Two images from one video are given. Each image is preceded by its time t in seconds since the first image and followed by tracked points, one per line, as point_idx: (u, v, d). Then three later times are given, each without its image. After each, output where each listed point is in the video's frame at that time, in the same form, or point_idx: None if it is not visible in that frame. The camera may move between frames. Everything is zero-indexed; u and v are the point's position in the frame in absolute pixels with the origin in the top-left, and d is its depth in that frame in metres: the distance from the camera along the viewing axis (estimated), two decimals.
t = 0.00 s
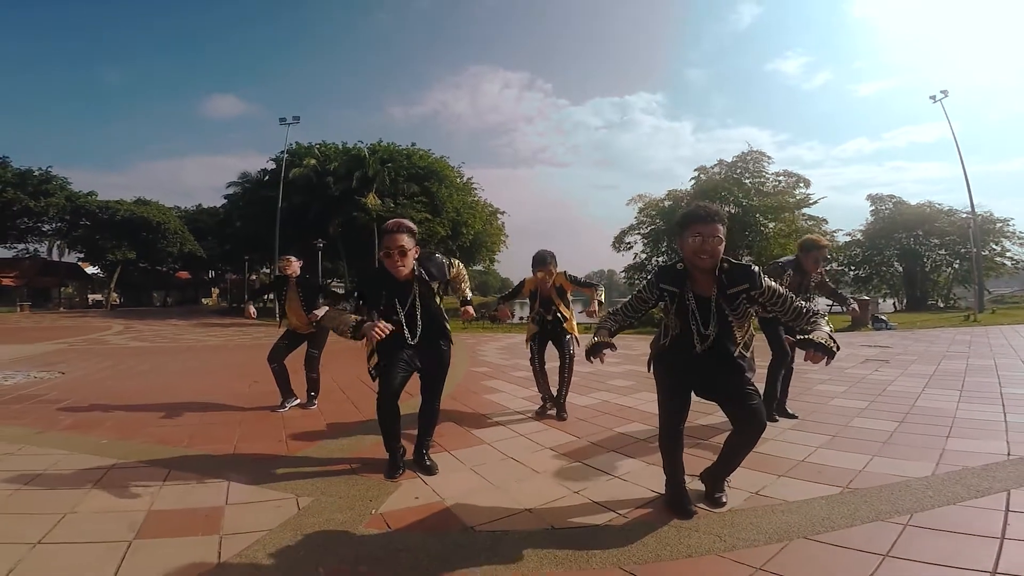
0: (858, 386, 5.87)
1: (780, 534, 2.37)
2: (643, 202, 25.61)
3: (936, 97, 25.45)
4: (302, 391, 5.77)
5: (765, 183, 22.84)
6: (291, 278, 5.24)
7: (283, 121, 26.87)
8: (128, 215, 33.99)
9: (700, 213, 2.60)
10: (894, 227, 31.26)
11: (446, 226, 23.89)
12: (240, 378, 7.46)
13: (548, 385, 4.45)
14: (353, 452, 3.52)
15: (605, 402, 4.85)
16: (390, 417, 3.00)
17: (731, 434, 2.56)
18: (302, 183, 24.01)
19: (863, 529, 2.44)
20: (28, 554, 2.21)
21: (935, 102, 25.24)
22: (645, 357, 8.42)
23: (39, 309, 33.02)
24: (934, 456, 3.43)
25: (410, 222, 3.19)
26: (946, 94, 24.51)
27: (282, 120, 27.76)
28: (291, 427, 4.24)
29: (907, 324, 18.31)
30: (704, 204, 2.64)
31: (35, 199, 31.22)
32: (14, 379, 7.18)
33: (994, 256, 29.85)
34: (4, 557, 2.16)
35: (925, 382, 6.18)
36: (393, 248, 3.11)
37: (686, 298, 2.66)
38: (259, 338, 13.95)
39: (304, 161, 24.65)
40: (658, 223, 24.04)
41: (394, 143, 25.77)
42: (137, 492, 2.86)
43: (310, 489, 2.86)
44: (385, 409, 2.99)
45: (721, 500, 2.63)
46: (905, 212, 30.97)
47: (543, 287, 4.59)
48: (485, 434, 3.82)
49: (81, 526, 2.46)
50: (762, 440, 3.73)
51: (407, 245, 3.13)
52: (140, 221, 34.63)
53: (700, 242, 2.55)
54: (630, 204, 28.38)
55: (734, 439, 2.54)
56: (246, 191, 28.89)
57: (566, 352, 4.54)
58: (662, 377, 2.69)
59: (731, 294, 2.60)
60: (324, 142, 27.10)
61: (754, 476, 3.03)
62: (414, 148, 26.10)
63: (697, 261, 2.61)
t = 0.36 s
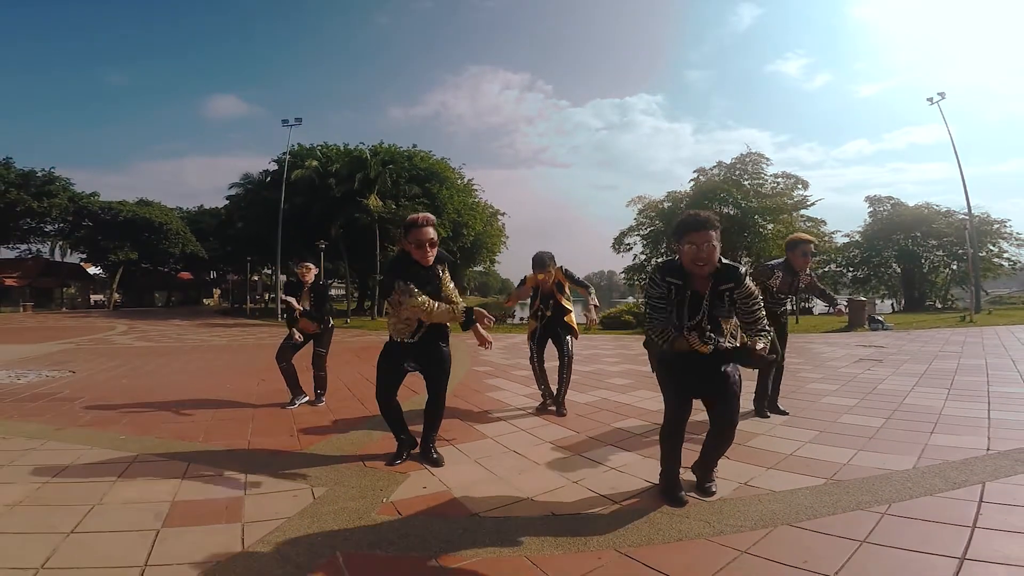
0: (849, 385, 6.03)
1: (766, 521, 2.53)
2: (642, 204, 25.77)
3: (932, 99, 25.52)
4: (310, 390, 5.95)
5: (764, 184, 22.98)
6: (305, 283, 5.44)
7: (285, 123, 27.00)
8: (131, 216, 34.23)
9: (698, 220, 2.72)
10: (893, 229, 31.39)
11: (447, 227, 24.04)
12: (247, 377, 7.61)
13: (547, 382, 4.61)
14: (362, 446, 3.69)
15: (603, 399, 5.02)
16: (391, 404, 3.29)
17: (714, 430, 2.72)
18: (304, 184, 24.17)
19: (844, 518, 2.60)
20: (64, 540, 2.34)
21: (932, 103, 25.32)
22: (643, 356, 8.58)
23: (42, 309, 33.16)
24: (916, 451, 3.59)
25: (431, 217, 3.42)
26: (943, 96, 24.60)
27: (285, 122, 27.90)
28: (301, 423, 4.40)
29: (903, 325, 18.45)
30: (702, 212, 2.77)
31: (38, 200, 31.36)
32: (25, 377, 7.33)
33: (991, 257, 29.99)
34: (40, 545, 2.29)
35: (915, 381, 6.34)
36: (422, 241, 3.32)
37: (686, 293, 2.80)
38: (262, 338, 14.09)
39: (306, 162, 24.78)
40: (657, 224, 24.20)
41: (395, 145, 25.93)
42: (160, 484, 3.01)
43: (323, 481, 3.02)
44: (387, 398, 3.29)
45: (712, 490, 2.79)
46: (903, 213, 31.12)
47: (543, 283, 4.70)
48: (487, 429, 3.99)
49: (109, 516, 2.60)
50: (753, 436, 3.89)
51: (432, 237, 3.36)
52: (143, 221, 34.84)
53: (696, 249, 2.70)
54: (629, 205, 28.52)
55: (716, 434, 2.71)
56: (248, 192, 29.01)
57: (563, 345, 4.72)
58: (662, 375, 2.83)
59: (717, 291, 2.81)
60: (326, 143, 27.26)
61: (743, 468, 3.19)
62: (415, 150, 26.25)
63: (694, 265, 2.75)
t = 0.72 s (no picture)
0: (805, 380, 6.39)
1: (718, 505, 2.75)
2: (616, 206, 26.24)
3: (890, 108, 26.77)
4: (285, 389, 5.99)
5: (732, 188, 23.70)
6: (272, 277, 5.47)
7: (256, 121, 26.56)
8: (93, 214, 33.14)
9: (643, 214, 2.91)
10: (853, 231, 32.72)
11: (423, 227, 24.03)
12: (220, 377, 7.57)
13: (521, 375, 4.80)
14: (340, 441, 3.80)
15: (573, 395, 5.23)
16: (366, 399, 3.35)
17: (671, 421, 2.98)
18: (276, 183, 23.80)
19: (789, 501, 2.84)
20: (46, 535, 2.41)
21: (890, 111, 26.56)
22: (614, 354, 8.85)
23: None
24: (861, 441, 3.88)
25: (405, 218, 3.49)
26: (899, 104, 25.83)
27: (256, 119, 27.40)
28: (278, 420, 4.47)
29: (861, 324, 19.32)
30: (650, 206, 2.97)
31: None
32: None
33: (944, 259, 31.55)
34: (22, 541, 2.35)
35: (866, 376, 6.74)
36: (390, 240, 3.41)
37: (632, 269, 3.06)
38: (233, 338, 13.88)
39: (278, 161, 24.42)
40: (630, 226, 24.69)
41: (370, 144, 25.77)
42: (139, 479, 3.07)
43: (302, 473, 3.12)
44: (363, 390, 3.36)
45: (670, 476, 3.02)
46: (863, 216, 32.47)
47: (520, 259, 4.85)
48: (462, 423, 4.14)
49: (90, 509, 2.67)
50: (713, 427, 4.14)
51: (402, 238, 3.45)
52: (106, 220, 33.76)
53: (638, 239, 2.93)
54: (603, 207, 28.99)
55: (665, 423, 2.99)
56: (217, 190, 28.38)
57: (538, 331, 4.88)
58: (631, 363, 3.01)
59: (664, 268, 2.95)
60: (299, 142, 26.91)
61: (702, 457, 3.41)
62: (390, 149, 26.14)
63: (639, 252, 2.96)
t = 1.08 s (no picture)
0: (780, 375, 6.67)
1: (688, 486, 2.96)
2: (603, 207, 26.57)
3: (870, 112, 27.47)
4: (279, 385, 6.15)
5: (717, 190, 24.14)
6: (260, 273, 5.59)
7: (245, 121, 26.52)
8: (77, 214, 32.79)
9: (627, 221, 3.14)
10: (836, 232, 33.42)
11: (412, 228, 24.14)
12: (212, 374, 7.70)
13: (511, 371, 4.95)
14: (334, 432, 3.98)
15: (558, 389, 5.45)
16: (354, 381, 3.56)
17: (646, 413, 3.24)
18: (265, 183, 23.78)
19: (754, 483, 3.06)
20: (59, 518, 2.58)
21: (870, 115, 27.30)
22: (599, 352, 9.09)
23: None
24: (827, 430, 4.13)
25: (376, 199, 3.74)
26: (879, 109, 26.53)
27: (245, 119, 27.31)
28: (274, 413, 4.64)
29: (841, 323, 19.83)
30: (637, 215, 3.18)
31: None
32: None
33: (922, 260, 32.33)
34: (38, 524, 2.52)
35: (839, 371, 7.04)
36: (361, 221, 3.69)
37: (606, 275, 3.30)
38: (223, 338, 13.95)
39: (267, 161, 24.40)
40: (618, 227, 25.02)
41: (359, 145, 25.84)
42: (143, 467, 3.24)
43: (299, 459, 3.30)
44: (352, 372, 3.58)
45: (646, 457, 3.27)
46: (845, 218, 33.17)
47: (510, 258, 5.05)
48: (451, 415, 4.34)
49: (99, 494, 2.83)
50: (689, 417, 4.37)
51: (375, 214, 3.71)
52: (92, 220, 33.45)
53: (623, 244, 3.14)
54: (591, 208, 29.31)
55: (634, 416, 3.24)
56: (205, 190, 28.25)
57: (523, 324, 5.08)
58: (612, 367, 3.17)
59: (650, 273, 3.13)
60: (288, 142, 26.90)
61: (676, 444, 3.64)
62: (379, 150, 26.23)
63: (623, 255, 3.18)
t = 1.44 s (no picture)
0: (770, 370, 6.95)
1: (673, 463, 3.24)
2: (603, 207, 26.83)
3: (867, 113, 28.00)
4: (291, 379, 6.46)
5: (715, 191, 24.40)
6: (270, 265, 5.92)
7: (248, 122, 26.79)
8: (81, 214, 33.08)
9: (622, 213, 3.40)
10: (833, 233, 33.67)
11: (414, 229, 24.47)
12: (224, 370, 8.00)
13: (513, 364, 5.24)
14: (347, 419, 4.30)
15: (556, 381, 5.74)
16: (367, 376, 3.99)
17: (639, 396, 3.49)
18: (267, 184, 24.05)
19: (734, 461, 3.33)
20: (105, 494, 2.90)
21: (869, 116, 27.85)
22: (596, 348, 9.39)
23: None
24: (806, 417, 4.42)
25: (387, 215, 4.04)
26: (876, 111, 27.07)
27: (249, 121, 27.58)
28: (288, 402, 4.95)
29: (837, 323, 20.10)
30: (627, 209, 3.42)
31: None
32: None
33: (919, 261, 32.58)
34: (86, 500, 2.84)
35: (827, 366, 7.33)
36: (372, 234, 3.97)
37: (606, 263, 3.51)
38: (229, 336, 14.23)
39: (270, 162, 24.67)
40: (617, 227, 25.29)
41: (360, 146, 26.11)
42: (173, 450, 3.56)
43: (316, 443, 3.61)
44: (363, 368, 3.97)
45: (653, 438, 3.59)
46: (843, 219, 33.43)
47: (510, 257, 5.33)
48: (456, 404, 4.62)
49: (136, 474, 3.15)
50: (679, 406, 4.66)
51: (384, 230, 4.00)
52: (95, 220, 33.75)
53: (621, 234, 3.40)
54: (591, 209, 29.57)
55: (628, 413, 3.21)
56: (208, 190, 28.52)
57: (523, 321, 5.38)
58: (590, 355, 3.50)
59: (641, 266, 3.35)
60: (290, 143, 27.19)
61: (665, 429, 3.93)
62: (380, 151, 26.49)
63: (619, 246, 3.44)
